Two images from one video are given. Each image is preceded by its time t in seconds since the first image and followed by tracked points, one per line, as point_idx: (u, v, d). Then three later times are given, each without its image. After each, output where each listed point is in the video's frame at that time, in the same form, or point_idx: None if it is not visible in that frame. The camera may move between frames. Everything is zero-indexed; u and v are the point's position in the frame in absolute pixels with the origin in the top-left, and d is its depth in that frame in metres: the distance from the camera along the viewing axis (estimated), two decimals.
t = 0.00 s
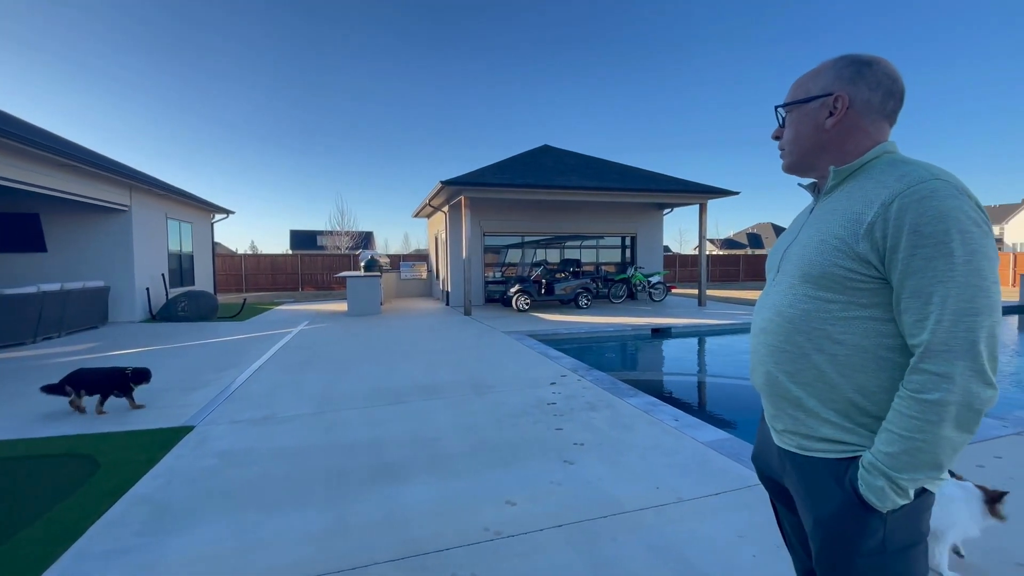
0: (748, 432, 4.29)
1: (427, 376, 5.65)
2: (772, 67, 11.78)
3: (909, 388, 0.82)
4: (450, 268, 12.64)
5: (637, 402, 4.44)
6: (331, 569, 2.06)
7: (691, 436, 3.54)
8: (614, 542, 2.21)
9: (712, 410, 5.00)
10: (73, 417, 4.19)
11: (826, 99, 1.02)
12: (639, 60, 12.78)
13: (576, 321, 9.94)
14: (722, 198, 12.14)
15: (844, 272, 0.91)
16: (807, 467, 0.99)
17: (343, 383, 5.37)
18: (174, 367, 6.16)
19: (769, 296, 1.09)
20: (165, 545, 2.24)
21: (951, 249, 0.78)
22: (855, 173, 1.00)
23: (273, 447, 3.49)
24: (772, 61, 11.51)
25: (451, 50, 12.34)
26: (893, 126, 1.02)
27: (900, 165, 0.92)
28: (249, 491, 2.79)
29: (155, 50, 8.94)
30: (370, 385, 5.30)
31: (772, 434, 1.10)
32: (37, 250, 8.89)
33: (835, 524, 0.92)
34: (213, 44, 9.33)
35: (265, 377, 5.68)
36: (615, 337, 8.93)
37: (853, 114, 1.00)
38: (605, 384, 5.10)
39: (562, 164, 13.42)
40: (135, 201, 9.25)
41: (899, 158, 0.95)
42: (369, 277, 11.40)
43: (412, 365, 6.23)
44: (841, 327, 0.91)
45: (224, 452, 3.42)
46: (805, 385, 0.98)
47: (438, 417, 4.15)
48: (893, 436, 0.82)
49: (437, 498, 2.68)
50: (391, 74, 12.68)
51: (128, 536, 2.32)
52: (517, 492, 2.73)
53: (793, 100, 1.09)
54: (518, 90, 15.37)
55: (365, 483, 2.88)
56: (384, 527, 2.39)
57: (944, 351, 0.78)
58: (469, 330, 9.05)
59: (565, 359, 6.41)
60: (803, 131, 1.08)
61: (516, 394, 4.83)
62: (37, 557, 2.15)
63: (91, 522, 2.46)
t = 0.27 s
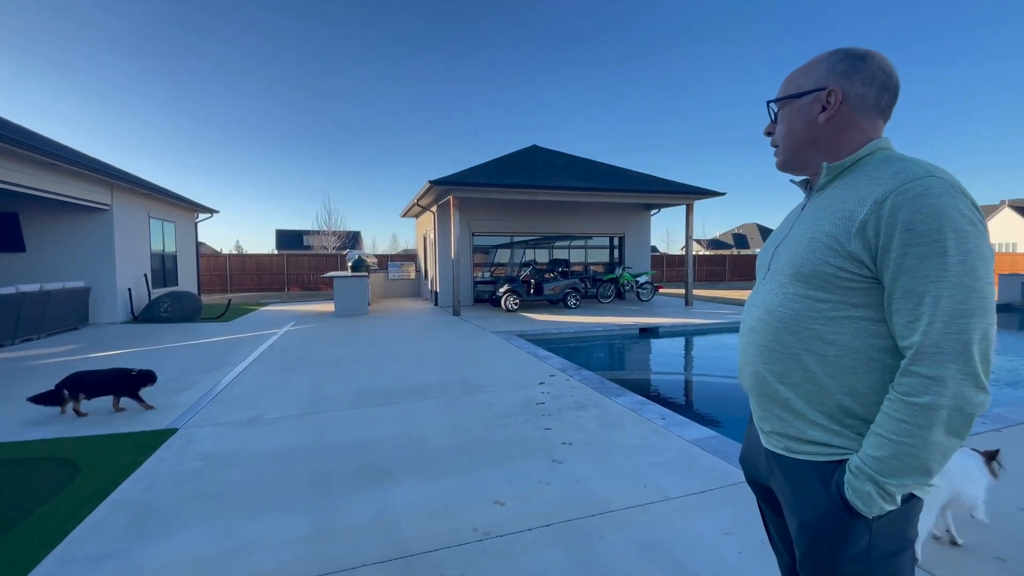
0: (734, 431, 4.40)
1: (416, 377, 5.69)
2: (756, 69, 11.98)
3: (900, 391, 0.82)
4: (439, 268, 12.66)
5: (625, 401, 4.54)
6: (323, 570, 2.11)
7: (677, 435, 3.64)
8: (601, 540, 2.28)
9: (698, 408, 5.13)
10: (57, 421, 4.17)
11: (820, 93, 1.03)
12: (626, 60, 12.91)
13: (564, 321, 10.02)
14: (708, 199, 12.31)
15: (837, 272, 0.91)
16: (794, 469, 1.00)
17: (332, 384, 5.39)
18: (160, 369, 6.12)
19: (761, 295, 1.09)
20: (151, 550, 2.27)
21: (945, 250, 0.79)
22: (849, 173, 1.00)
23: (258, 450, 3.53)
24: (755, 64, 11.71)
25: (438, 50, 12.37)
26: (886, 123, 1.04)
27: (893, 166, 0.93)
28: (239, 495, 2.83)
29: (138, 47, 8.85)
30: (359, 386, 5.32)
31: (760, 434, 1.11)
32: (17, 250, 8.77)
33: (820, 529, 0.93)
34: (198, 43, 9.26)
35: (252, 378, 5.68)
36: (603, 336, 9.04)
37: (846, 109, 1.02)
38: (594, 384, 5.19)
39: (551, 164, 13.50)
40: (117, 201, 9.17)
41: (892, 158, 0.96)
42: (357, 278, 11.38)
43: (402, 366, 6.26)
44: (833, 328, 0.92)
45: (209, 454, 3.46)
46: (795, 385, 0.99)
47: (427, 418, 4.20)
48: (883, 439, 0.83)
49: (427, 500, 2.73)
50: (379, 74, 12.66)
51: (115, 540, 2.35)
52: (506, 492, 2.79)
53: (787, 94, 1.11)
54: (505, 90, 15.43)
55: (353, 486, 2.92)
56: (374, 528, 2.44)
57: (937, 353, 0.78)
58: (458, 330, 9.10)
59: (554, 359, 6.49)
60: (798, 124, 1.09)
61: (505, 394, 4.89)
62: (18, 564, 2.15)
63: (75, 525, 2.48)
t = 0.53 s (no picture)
0: (723, 429, 4.53)
1: (405, 378, 5.75)
2: (741, 71, 12.17)
3: (884, 396, 0.84)
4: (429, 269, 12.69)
5: (615, 401, 4.67)
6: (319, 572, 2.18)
7: (667, 435, 3.75)
8: (592, 539, 2.38)
9: (687, 407, 5.25)
10: (42, 424, 4.18)
11: (814, 88, 1.03)
12: (614, 60, 13.04)
13: (553, 321, 10.12)
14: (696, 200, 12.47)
15: (823, 272, 0.94)
16: (781, 475, 1.03)
17: (321, 386, 5.42)
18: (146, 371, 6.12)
19: (751, 295, 1.12)
20: (140, 555, 2.33)
21: (932, 252, 0.80)
22: (840, 170, 1.01)
23: (246, 452, 3.59)
24: (741, 66, 11.90)
25: (427, 50, 12.41)
26: (883, 118, 1.03)
27: (886, 162, 0.93)
28: (233, 498, 2.88)
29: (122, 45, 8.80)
30: (348, 387, 5.36)
31: (751, 435, 1.15)
32: None
33: (808, 534, 0.96)
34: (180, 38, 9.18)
35: (240, 380, 5.70)
36: (592, 336, 9.13)
37: (839, 104, 1.01)
38: (584, 383, 5.29)
39: (540, 165, 13.57)
40: (100, 199, 9.14)
41: (888, 154, 0.96)
42: (346, 279, 11.39)
43: (391, 367, 6.31)
44: (820, 330, 0.94)
45: (196, 457, 3.52)
46: (782, 384, 1.02)
47: (417, 419, 4.27)
48: (866, 445, 0.85)
49: (420, 502, 2.81)
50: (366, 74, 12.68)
51: (104, 546, 2.39)
52: (496, 493, 2.88)
53: (780, 90, 1.11)
54: (493, 90, 15.49)
55: (344, 488, 2.99)
56: (367, 530, 2.52)
57: (920, 358, 0.79)
58: (448, 330, 9.15)
59: (543, 359, 6.57)
60: (790, 121, 1.09)
61: (496, 394, 4.96)
62: None
63: (56, 533, 2.50)
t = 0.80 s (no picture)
0: (713, 428, 4.54)
1: (397, 378, 5.70)
2: (732, 73, 12.26)
3: (870, 400, 0.83)
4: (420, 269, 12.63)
5: (607, 400, 4.66)
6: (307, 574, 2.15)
7: (658, 433, 3.75)
8: (584, 538, 2.37)
9: (678, 406, 5.27)
10: (25, 427, 4.10)
11: (806, 85, 1.02)
12: (605, 61, 13.07)
13: (546, 321, 10.11)
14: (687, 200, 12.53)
15: (811, 273, 0.92)
16: (773, 476, 1.01)
17: (311, 387, 5.37)
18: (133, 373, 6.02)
19: (743, 295, 1.11)
20: (126, 558, 2.27)
21: (920, 253, 0.78)
22: (832, 169, 1.00)
23: (234, 454, 3.53)
24: (731, 68, 11.99)
25: (419, 49, 12.35)
26: (879, 115, 1.01)
27: (877, 161, 0.91)
28: (219, 500, 2.83)
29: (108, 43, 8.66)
30: (339, 388, 5.31)
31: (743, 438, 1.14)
32: None
33: (796, 538, 0.94)
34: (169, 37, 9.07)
35: (229, 381, 5.63)
36: (584, 336, 9.13)
37: (833, 102, 1.00)
38: (576, 383, 5.29)
39: (532, 165, 13.56)
40: (85, 199, 8.97)
41: (880, 153, 0.94)
42: (337, 278, 11.30)
43: (383, 367, 6.27)
44: (808, 331, 0.93)
45: (183, 459, 3.45)
46: (772, 387, 1.01)
47: (408, 420, 4.23)
48: (854, 450, 0.83)
49: (410, 503, 2.78)
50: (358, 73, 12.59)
51: (88, 549, 2.34)
52: (487, 493, 2.86)
53: (774, 88, 1.10)
54: (485, 89, 15.45)
55: (333, 490, 2.95)
56: (357, 532, 2.48)
57: (906, 362, 0.78)
58: (440, 330, 9.11)
59: (536, 359, 6.56)
60: (783, 119, 1.09)
61: (488, 394, 4.94)
62: None
63: (47, 534, 2.46)
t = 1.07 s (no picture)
0: (706, 428, 4.54)
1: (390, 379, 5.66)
2: (724, 74, 12.32)
3: (856, 405, 0.82)
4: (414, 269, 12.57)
5: (601, 400, 4.65)
6: None
7: (652, 433, 3.74)
8: (577, 538, 2.35)
9: (672, 405, 5.28)
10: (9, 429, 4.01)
11: (800, 88, 1.01)
12: (599, 62, 13.09)
13: (540, 321, 10.09)
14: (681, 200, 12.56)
15: (800, 277, 0.91)
16: (770, 477, 1.00)
17: (303, 388, 5.31)
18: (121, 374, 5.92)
19: (736, 298, 1.10)
20: (113, 563, 2.22)
21: (904, 259, 0.77)
22: (823, 171, 0.99)
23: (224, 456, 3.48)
24: (723, 69, 12.06)
25: (411, 48, 12.31)
26: (872, 117, 1.00)
27: (866, 165, 0.90)
28: (208, 503, 2.79)
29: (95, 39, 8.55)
30: (331, 389, 5.26)
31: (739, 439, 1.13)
32: None
33: (793, 539, 0.93)
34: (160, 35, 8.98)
35: (219, 383, 5.55)
36: (578, 336, 9.12)
37: (825, 104, 0.99)
38: (570, 383, 5.27)
39: (526, 165, 13.55)
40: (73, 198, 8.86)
41: (869, 156, 0.93)
42: (330, 278, 11.22)
43: (375, 368, 6.22)
44: (798, 335, 0.92)
45: (174, 462, 3.40)
46: (764, 391, 1.00)
47: (401, 420, 4.20)
48: (842, 453, 0.82)
49: (401, 504, 2.74)
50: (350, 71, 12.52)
51: (73, 553, 2.29)
52: (480, 494, 2.83)
53: (769, 89, 1.09)
54: (479, 89, 15.43)
55: (325, 491, 2.91)
56: (348, 534, 2.45)
57: (890, 366, 0.77)
58: (433, 331, 9.06)
59: (529, 359, 6.54)
60: (778, 121, 1.07)
61: (482, 395, 4.92)
62: None
63: (33, 537, 2.41)
